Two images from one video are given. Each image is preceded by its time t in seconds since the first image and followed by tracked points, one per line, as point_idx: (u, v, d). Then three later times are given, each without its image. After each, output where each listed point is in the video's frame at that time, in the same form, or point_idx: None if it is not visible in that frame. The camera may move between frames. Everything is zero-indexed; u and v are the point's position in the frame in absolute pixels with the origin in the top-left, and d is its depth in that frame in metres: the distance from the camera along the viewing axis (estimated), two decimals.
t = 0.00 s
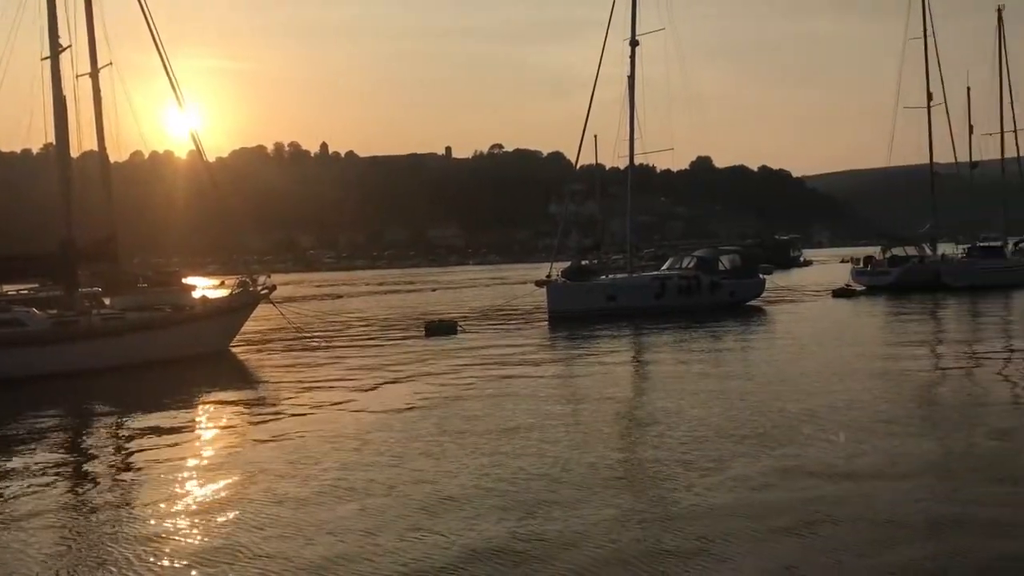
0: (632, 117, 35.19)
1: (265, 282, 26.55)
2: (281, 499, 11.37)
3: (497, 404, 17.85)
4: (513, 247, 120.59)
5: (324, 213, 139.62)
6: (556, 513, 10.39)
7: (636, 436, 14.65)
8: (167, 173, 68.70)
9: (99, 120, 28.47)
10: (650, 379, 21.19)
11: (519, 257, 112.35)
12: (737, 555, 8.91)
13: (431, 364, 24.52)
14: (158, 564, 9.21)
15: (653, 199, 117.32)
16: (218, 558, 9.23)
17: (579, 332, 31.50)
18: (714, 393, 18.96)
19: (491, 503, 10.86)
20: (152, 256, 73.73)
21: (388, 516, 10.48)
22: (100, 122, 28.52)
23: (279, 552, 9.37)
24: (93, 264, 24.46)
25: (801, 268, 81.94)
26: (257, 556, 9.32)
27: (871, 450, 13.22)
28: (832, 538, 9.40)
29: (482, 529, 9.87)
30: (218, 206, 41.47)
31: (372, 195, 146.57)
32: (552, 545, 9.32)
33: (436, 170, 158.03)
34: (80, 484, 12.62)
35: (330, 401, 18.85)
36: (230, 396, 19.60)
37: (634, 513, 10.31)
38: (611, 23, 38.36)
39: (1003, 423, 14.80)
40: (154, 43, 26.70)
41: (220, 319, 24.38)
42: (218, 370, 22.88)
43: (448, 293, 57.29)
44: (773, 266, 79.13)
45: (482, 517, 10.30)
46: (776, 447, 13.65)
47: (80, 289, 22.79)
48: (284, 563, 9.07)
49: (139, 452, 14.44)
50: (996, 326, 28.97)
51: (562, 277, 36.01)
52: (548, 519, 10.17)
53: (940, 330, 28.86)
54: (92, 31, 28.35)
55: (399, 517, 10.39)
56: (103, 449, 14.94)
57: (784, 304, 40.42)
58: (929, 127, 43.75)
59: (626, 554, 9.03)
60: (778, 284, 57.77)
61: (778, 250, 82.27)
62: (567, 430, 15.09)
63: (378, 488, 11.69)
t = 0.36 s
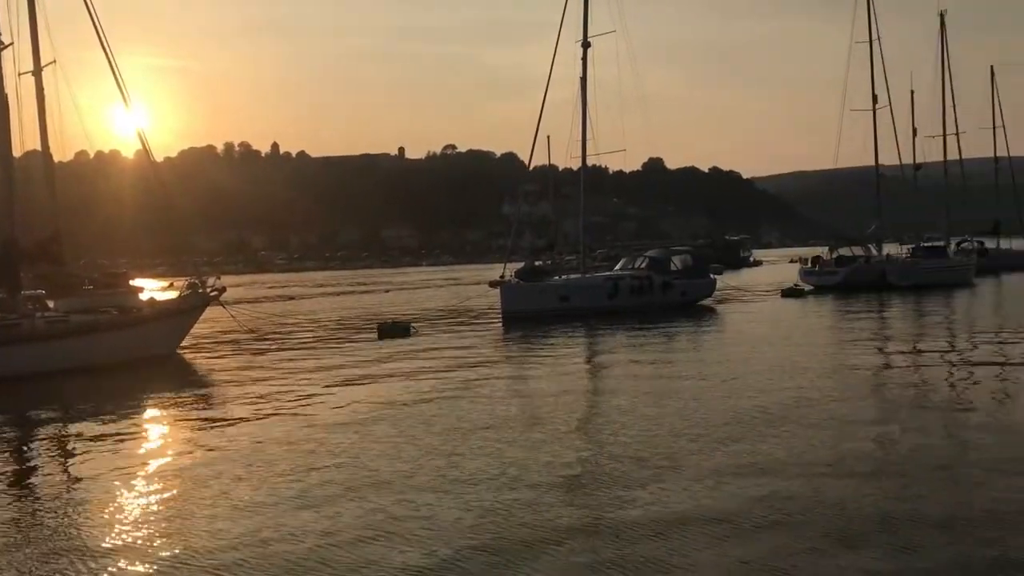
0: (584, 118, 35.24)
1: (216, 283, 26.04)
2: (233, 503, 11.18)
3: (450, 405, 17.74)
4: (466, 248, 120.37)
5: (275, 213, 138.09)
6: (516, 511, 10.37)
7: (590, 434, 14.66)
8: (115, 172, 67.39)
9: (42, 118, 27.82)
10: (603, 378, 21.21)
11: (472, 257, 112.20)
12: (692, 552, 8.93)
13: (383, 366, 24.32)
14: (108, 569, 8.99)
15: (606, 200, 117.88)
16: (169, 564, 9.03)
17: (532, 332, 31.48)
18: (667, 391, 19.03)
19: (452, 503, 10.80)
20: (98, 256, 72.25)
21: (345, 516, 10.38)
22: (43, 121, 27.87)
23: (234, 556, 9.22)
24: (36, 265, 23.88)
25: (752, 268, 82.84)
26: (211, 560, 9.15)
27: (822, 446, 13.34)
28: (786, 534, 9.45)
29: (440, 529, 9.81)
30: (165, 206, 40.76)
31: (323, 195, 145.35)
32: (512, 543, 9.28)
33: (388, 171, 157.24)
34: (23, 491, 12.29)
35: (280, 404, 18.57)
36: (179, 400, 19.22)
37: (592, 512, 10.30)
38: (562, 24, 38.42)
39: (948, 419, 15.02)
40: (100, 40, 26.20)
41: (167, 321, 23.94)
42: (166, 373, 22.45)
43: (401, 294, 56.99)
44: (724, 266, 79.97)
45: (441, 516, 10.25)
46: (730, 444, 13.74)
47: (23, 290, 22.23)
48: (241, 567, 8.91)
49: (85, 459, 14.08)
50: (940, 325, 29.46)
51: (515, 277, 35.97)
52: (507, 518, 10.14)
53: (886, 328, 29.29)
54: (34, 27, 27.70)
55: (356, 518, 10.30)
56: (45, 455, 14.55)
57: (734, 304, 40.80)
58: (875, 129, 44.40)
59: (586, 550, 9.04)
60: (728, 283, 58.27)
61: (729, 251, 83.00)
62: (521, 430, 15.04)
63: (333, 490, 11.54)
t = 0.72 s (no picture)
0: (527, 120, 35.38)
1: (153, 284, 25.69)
2: (174, 506, 11.11)
3: (393, 406, 17.76)
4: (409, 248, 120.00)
5: (214, 213, 136.26)
6: (460, 511, 10.48)
7: (532, 433, 14.81)
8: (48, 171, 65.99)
9: None
10: (546, 378, 21.39)
11: (415, 258, 111.90)
12: (635, 546, 9.13)
13: (325, 367, 24.22)
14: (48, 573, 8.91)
15: (549, 200, 118.48)
16: (111, 567, 8.97)
17: (475, 333, 31.57)
18: (609, 390, 19.26)
19: (396, 503, 10.87)
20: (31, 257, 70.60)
21: (289, 518, 10.39)
22: None
23: (178, 558, 9.18)
24: None
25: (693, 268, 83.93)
26: (154, 563, 9.09)
27: (761, 443, 13.65)
28: (728, 527, 9.69)
29: (384, 529, 9.88)
30: (101, 206, 40.05)
31: (264, 195, 143.70)
32: (456, 542, 9.38)
33: (330, 171, 156.05)
34: None
35: (220, 407, 18.41)
36: (116, 404, 18.96)
37: (535, 510, 10.46)
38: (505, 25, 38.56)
39: (883, 417, 15.42)
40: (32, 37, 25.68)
41: (103, 324, 23.56)
42: (103, 377, 22.11)
43: (343, 294, 56.68)
44: (665, 267, 80.90)
45: (385, 517, 10.32)
46: (670, 441, 14.01)
47: None
48: (183, 569, 8.89)
49: (20, 464, 13.84)
50: (873, 323, 30.21)
51: (458, 278, 36.04)
52: (451, 517, 10.24)
53: (822, 327, 29.96)
54: None
55: (301, 519, 10.32)
56: None
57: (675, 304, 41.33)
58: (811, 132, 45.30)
59: (530, 548, 9.19)
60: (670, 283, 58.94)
61: (670, 251, 83.97)
62: (465, 430, 15.14)
63: (276, 492, 11.53)
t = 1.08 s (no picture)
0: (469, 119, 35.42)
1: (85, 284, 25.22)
2: (115, 508, 11.01)
3: (336, 405, 17.72)
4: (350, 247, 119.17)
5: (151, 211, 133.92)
6: (404, 508, 10.56)
7: (476, 430, 14.93)
8: None
9: None
10: (488, 375, 21.51)
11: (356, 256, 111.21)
12: (577, 539, 9.35)
13: (265, 367, 24.03)
14: None
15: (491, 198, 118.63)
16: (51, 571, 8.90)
17: (417, 331, 31.56)
18: (550, 387, 19.46)
19: (341, 501, 10.91)
20: None
21: (232, 518, 10.37)
22: None
23: (119, 560, 9.13)
24: None
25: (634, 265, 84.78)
26: (94, 565, 9.04)
27: (700, 437, 13.95)
28: (669, 519, 9.92)
29: (329, 527, 9.93)
30: (31, 204, 39.18)
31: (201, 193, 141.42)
32: (401, 539, 9.47)
33: (270, 168, 154.24)
34: None
35: (157, 408, 18.19)
36: (49, 407, 18.63)
37: (479, 506, 10.59)
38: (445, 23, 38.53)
39: (817, 410, 15.85)
40: None
41: (33, 325, 23.08)
42: (35, 378, 21.69)
43: (284, 293, 56.16)
44: (607, 264, 81.57)
45: (328, 515, 10.36)
46: (611, 436, 14.24)
47: None
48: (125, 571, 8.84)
49: None
50: (809, 319, 30.86)
51: (400, 277, 35.98)
52: (396, 515, 10.32)
53: (759, 324, 30.55)
54: None
55: (245, 519, 10.31)
56: None
57: (617, 301, 41.73)
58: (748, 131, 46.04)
59: (475, 543, 9.31)
60: (612, 281, 59.47)
61: (612, 249, 84.68)
62: (408, 428, 15.18)
63: (218, 492, 11.50)
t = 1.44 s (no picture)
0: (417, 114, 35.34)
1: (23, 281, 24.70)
2: (63, 508, 10.88)
3: (285, 402, 17.62)
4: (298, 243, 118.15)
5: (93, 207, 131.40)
6: (357, 504, 10.61)
7: (427, 426, 14.97)
8: None
9: None
10: (439, 371, 21.55)
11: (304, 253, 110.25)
12: (530, 531, 9.49)
13: (212, 365, 23.79)
14: None
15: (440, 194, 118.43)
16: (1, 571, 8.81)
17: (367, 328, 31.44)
18: (500, 383, 19.56)
19: (294, 498, 10.92)
20: None
21: (184, 516, 10.31)
22: None
23: (68, 560, 9.06)
24: None
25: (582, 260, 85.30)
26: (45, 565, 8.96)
27: (649, 430, 14.18)
28: (620, 510, 10.11)
29: (284, 524, 9.94)
30: None
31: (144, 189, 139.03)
32: (356, 535, 9.53)
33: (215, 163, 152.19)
34: None
35: (101, 407, 17.92)
36: None
37: (432, 501, 10.67)
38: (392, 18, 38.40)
39: (763, 402, 16.18)
40: None
41: None
42: None
43: (230, 290, 55.51)
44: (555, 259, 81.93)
45: (283, 512, 10.36)
46: (560, 430, 14.39)
47: None
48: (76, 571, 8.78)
49: None
50: (754, 313, 31.39)
51: (348, 273, 35.82)
52: (349, 511, 10.36)
53: (706, 317, 30.96)
54: None
55: (198, 517, 10.28)
56: None
57: (565, 296, 41.99)
58: (694, 128, 46.60)
59: (430, 537, 9.41)
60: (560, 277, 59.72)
61: (561, 243, 85.09)
62: (359, 425, 15.17)
63: (169, 490, 11.43)
